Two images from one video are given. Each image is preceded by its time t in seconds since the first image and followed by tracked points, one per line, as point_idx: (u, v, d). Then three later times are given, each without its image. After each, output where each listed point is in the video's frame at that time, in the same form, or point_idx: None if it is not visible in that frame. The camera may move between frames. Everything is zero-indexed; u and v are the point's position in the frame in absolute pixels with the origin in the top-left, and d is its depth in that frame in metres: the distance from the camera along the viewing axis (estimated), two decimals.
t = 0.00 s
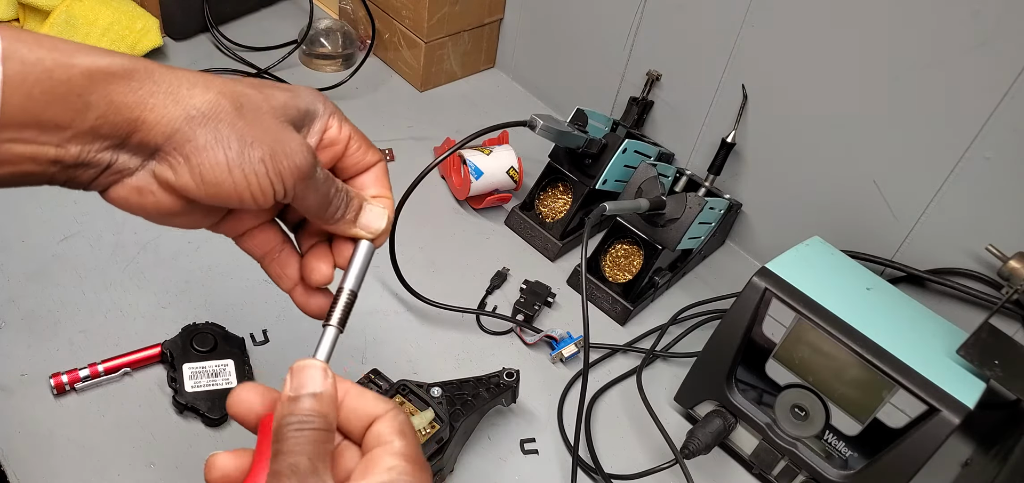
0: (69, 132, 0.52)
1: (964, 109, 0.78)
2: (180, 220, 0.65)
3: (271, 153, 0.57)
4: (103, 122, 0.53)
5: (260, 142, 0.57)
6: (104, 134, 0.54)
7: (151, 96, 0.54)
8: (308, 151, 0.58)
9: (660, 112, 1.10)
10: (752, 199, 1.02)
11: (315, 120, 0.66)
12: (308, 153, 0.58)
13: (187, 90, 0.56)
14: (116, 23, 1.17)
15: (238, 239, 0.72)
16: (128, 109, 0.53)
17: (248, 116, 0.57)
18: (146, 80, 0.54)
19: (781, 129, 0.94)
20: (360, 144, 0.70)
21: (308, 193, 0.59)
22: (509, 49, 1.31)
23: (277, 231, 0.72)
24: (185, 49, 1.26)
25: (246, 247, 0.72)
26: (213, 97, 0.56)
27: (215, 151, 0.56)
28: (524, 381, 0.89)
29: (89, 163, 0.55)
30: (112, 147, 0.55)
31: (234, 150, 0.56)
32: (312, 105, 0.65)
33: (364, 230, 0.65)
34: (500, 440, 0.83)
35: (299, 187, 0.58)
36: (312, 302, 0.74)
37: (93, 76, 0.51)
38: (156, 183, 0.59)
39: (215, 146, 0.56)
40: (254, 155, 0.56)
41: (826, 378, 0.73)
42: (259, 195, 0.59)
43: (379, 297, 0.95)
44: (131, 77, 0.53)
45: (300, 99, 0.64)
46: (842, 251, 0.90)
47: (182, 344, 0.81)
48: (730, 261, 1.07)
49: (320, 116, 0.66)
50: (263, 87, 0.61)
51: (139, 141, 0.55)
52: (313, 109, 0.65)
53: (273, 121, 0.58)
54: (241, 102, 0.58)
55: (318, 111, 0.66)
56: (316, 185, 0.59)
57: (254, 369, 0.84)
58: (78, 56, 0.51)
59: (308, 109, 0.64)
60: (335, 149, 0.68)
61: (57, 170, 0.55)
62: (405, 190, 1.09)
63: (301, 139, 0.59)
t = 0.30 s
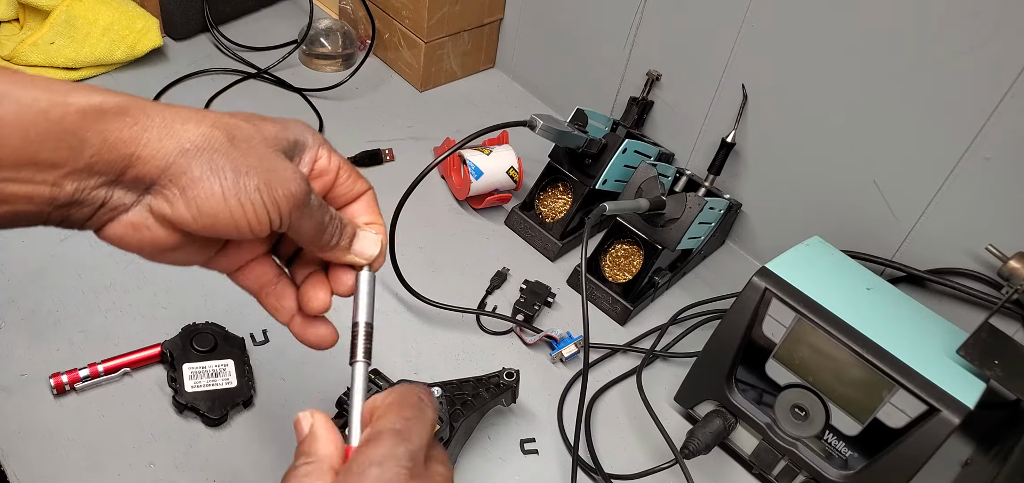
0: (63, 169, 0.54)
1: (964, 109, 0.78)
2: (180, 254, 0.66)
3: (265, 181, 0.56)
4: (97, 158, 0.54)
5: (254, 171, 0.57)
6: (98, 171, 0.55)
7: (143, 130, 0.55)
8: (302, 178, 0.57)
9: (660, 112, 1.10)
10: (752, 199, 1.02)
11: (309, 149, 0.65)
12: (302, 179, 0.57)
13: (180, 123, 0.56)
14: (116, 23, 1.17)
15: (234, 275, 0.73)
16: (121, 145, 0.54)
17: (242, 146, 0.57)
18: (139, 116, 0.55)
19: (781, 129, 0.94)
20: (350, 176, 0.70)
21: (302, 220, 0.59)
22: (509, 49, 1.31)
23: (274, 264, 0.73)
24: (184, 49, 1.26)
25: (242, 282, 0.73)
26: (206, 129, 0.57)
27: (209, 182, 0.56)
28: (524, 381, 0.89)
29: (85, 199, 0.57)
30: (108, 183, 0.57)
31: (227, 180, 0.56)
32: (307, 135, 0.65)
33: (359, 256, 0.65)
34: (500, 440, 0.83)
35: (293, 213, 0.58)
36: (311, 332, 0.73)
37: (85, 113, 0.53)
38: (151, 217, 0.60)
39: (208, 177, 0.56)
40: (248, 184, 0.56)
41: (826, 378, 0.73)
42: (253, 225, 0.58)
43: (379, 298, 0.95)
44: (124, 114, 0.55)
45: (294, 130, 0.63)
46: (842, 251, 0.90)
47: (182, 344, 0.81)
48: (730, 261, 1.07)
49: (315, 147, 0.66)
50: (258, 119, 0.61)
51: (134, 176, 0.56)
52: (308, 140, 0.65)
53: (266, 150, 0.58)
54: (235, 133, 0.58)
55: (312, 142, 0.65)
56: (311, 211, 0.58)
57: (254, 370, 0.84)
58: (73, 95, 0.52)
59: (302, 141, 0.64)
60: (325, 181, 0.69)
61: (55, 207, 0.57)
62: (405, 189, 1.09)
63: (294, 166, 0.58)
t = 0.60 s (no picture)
0: (46, 173, 0.54)
1: (963, 109, 0.78)
2: (172, 267, 0.65)
3: (253, 176, 0.57)
4: (82, 161, 0.55)
5: (240, 167, 0.57)
6: (83, 174, 0.55)
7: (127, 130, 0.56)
8: (290, 178, 0.59)
9: (660, 112, 1.10)
10: (752, 199, 1.02)
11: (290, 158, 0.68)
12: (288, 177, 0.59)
13: (162, 124, 0.57)
14: (117, 23, 1.17)
15: (222, 296, 0.70)
16: (104, 147, 0.55)
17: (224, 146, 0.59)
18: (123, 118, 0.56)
19: (781, 129, 0.94)
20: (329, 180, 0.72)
21: (297, 216, 0.59)
22: (509, 49, 1.31)
23: (265, 282, 0.71)
24: (185, 49, 1.26)
25: (232, 305, 0.71)
26: (189, 131, 0.58)
27: (196, 180, 0.57)
28: (524, 381, 0.89)
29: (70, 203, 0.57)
30: (93, 188, 0.57)
31: (212, 178, 0.57)
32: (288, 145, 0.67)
33: (366, 254, 0.63)
34: (500, 440, 0.83)
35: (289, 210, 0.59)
36: (308, 345, 0.69)
37: (66, 118, 0.54)
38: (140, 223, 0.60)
39: (193, 177, 0.57)
40: (235, 180, 0.57)
41: (826, 378, 0.73)
42: (244, 219, 0.59)
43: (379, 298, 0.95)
44: (106, 118, 0.56)
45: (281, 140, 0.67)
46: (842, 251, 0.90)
47: (182, 344, 0.81)
48: (730, 261, 1.07)
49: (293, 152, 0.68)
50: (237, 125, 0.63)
51: (119, 178, 0.57)
52: (289, 146, 0.67)
53: (249, 149, 0.60)
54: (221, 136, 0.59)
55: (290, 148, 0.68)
56: (303, 209, 0.59)
57: (254, 370, 0.84)
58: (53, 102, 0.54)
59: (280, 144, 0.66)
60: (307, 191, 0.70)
61: (39, 209, 0.57)
62: (406, 189, 1.09)
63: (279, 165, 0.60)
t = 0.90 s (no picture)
0: (41, 196, 0.54)
1: (963, 110, 0.78)
2: (169, 273, 0.65)
3: (247, 190, 0.57)
4: (76, 184, 0.55)
5: (235, 181, 0.57)
6: (79, 195, 0.56)
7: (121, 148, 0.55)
8: (284, 182, 0.57)
9: (660, 112, 1.10)
10: (752, 199, 1.02)
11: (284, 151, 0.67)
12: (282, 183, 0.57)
13: (153, 141, 0.57)
14: (116, 23, 1.17)
15: (217, 287, 0.71)
16: (100, 169, 0.55)
17: (219, 156, 0.57)
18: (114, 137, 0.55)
19: (781, 129, 0.94)
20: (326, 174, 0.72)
21: (293, 223, 0.58)
22: (509, 49, 1.31)
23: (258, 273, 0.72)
24: (185, 49, 1.26)
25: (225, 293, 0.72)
26: (182, 144, 0.57)
27: (192, 198, 0.56)
28: (524, 381, 0.89)
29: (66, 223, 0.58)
30: (89, 209, 0.58)
31: (209, 194, 0.56)
32: (276, 139, 0.66)
33: (356, 256, 0.64)
34: (500, 440, 0.83)
35: (282, 216, 0.58)
36: (297, 339, 0.70)
37: (60, 138, 0.53)
38: (138, 241, 0.61)
39: (190, 194, 0.56)
40: (231, 195, 0.57)
41: (826, 378, 0.73)
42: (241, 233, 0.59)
43: (379, 298, 0.95)
44: (101, 137, 0.55)
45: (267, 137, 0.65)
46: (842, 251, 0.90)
47: (182, 344, 0.81)
48: (730, 261, 1.07)
49: (289, 145, 0.67)
50: (231, 129, 0.62)
51: (115, 199, 0.57)
52: (284, 140, 0.67)
53: (244, 158, 0.58)
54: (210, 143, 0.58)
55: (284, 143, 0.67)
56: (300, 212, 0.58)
57: (254, 370, 0.84)
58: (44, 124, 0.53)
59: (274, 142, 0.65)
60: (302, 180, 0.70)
61: (37, 231, 0.58)
62: (406, 189, 1.09)
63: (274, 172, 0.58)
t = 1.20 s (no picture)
0: None
1: (963, 110, 0.78)
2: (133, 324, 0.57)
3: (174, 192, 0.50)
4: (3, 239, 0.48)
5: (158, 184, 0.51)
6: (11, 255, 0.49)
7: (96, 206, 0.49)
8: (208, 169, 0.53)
9: (660, 112, 1.10)
10: (752, 199, 1.02)
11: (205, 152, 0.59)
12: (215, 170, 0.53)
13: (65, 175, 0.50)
14: (116, 23, 1.17)
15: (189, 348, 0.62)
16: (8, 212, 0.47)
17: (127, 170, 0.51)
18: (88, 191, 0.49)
19: (781, 129, 0.94)
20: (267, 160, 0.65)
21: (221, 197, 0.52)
22: (509, 49, 1.31)
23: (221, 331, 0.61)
24: (185, 49, 1.26)
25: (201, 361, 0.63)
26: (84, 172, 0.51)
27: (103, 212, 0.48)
28: (524, 381, 0.89)
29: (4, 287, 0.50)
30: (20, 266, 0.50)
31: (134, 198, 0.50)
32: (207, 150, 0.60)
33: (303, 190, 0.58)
34: (500, 440, 0.83)
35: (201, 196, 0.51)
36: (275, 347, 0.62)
37: None
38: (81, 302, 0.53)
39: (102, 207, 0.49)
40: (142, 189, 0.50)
41: (826, 378, 0.73)
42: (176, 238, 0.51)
43: (379, 298, 0.95)
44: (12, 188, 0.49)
45: (211, 162, 0.53)
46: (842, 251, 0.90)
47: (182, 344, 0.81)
48: (730, 261, 1.07)
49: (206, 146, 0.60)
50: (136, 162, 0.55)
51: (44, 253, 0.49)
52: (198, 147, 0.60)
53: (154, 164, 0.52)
54: (177, 186, 0.51)
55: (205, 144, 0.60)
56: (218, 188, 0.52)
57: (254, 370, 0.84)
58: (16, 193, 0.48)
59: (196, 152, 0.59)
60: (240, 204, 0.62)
61: None
62: (406, 189, 1.09)
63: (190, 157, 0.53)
